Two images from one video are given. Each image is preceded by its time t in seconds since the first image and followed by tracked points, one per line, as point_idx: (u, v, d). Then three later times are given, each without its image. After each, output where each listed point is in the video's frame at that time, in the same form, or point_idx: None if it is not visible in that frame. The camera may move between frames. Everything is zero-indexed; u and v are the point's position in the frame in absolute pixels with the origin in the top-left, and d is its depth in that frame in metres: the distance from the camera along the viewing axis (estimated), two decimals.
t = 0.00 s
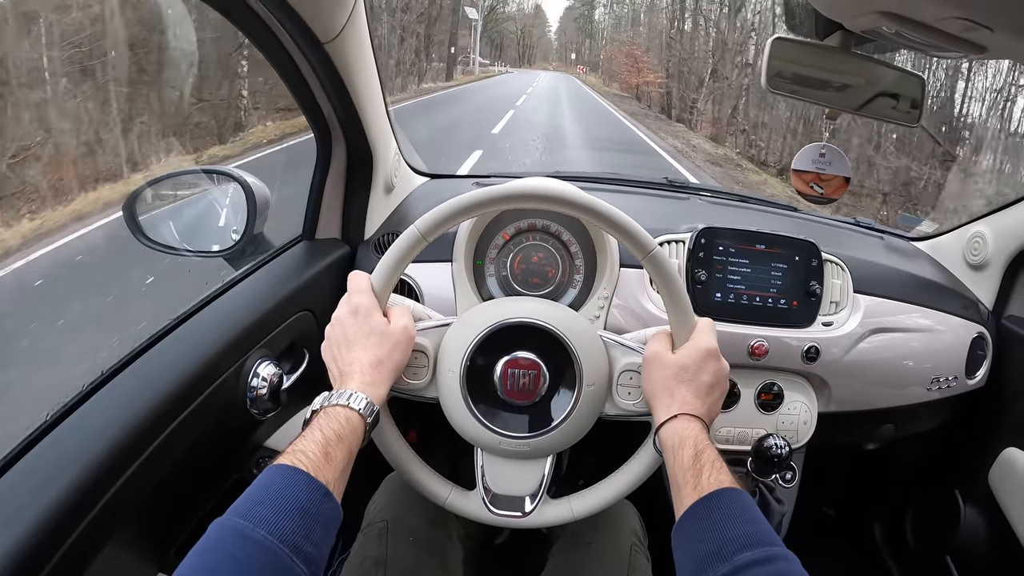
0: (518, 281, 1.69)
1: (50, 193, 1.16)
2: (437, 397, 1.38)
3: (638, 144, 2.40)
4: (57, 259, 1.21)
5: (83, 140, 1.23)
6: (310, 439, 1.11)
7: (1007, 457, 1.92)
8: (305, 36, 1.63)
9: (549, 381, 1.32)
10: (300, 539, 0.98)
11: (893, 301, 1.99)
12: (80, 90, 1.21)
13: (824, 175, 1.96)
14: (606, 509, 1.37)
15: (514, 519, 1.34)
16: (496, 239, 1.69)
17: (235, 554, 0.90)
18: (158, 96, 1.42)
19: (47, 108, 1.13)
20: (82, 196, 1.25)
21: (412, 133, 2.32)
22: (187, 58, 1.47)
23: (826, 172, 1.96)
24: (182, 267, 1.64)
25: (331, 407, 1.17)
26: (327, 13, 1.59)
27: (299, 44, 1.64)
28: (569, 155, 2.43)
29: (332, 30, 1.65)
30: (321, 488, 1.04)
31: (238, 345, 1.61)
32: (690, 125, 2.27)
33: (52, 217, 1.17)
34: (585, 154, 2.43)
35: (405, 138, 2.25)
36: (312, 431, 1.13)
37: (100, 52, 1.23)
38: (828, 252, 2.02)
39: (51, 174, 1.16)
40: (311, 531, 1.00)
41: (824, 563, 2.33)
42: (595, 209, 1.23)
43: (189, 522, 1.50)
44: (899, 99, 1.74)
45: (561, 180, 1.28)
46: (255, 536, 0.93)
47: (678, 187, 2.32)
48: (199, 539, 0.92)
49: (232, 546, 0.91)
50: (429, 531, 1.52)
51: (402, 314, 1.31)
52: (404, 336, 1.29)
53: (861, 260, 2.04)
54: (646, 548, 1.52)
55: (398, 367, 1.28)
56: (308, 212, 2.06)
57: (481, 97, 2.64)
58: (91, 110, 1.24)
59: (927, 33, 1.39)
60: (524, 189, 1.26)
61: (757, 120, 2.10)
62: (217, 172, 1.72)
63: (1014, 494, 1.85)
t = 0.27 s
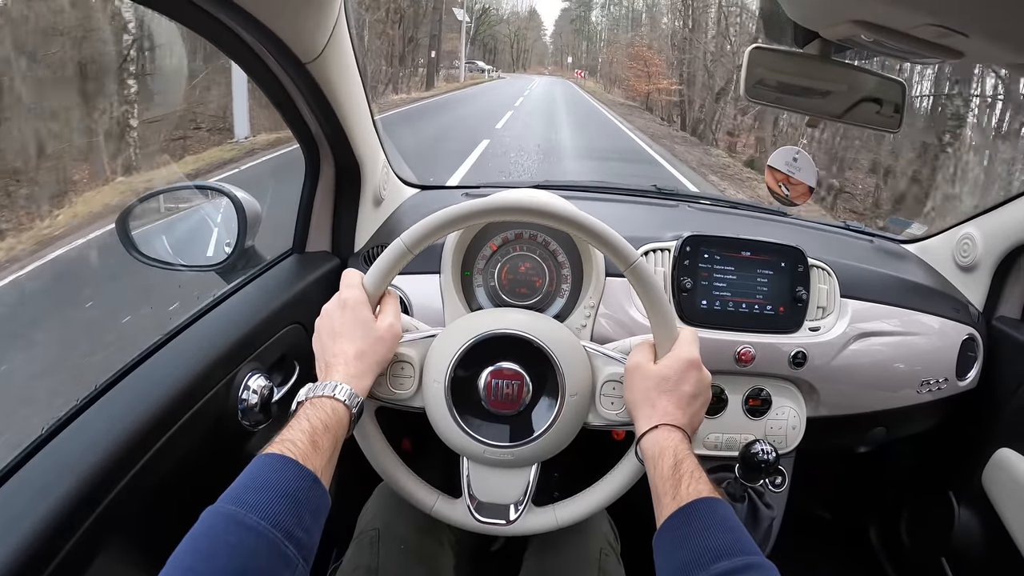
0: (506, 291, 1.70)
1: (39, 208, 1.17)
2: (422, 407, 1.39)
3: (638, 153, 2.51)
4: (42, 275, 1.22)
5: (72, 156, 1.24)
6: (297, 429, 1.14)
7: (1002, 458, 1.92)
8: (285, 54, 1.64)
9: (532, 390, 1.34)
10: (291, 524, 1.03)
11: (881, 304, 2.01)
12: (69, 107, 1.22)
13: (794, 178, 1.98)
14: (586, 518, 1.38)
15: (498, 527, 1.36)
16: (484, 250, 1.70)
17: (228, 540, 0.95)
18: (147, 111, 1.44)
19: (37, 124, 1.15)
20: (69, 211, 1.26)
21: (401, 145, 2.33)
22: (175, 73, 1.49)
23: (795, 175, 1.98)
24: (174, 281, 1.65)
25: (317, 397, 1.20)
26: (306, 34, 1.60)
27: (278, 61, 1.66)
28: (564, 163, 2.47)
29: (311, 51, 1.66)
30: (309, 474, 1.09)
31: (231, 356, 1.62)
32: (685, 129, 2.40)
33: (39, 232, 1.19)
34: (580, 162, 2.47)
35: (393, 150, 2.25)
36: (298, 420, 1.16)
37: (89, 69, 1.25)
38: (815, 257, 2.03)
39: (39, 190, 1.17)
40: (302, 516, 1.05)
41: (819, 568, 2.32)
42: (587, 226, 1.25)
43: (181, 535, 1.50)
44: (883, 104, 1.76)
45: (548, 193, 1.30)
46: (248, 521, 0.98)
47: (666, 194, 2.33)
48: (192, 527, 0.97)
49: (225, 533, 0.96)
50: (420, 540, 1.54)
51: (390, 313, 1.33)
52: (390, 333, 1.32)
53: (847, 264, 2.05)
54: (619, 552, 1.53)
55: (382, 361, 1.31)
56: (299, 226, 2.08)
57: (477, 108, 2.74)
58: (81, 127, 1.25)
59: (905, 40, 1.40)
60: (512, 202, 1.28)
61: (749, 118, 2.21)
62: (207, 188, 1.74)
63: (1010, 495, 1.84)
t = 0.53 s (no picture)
0: (500, 295, 1.70)
1: (30, 215, 1.17)
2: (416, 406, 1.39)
3: (635, 157, 2.49)
4: (36, 282, 1.21)
5: (66, 163, 1.24)
6: (290, 427, 1.14)
7: (1001, 454, 1.91)
8: (275, 59, 1.64)
9: (526, 392, 1.33)
10: (286, 524, 1.03)
11: (875, 303, 2.01)
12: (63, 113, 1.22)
13: (794, 179, 2.01)
14: (580, 522, 1.37)
15: (487, 530, 1.35)
16: (478, 253, 1.69)
17: (223, 541, 0.95)
18: (139, 116, 1.43)
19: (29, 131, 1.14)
20: (62, 217, 1.25)
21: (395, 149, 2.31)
22: (166, 78, 1.49)
23: (795, 177, 2.00)
24: (168, 287, 1.65)
25: (307, 398, 1.20)
26: (296, 38, 1.59)
27: (269, 66, 1.66)
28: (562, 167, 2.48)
29: (300, 55, 1.65)
30: (303, 473, 1.09)
31: (225, 363, 1.62)
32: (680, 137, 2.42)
33: (32, 240, 1.18)
34: (577, 165, 2.48)
35: (387, 155, 2.24)
36: (290, 420, 1.16)
37: (81, 74, 1.25)
38: (810, 256, 2.03)
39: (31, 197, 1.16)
40: (296, 515, 1.05)
41: (819, 568, 2.32)
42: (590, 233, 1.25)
43: (175, 544, 1.49)
44: (875, 102, 1.76)
45: (544, 196, 1.30)
46: (243, 522, 0.99)
47: (661, 196, 2.33)
48: (186, 528, 0.97)
49: (220, 534, 0.96)
50: (414, 545, 1.53)
51: (382, 312, 1.33)
52: (381, 334, 1.31)
53: (841, 263, 2.06)
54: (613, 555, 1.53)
55: (373, 360, 1.30)
56: (292, 231, 2.08)
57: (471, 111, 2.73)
58: (74, 135, 1.25)
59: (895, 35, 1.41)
60: (510, 206, 1.28)
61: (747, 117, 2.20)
62: (200, 195, 1.74)
63: (1009, 491, 1.83)
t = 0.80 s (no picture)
0: (497, 297, 1.69)
1: (21, 221, 1.15)
2: (412, 411, 1.37)
3: (635, 160, 2.53)
4: (26, 289, 1.20)
5: (59, 168, 1.22)
6: (284, 437, 1.12)
7: (1001, 453, 1.90)
8: (268, 61, 1.62)
9: (523, 396, 1.32)
10: (281, 534, 1.01)
11: (873, 301, 2.00)
12: (55, 118, 1.20)
13: (781, 173, 1.99)
14: (579, 527, 1.35)
15: (485, 536, 1.34)
16: (473, 256, 1.68)
17: (221, 551, 0.93)
18: (132, 120, 1.42)
19: (21, 135, 1.13)
20: (54, 223, 1.24)
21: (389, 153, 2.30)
22: (157, 82, 1.47)
23: (783, 171, 1.98)
24: (161, 293, 1.63)
25: (301, 405, 1.19)
26: (288, 38, 1.58)
27: (262, 71, 1.64)
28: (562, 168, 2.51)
29: (294, 56, 1.64)
30: (298, 484, 1.07)
31: (220, 369, 1.60)
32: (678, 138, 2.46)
33: (24, 246, 1.16)
34: (577, 167, 2.51)
35: (381, 158, 2.22)
36: (285, 429, 1.15)
37: (71, 78, 1.23)
38: (808, 256, 2.02)
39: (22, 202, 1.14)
40: (291, 526, 1.04)
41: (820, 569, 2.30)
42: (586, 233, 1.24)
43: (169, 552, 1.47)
44: (872, 101, 1.75)
45: (541, 197, 1.29)
46: (239, 533, 0.96)
47: (658, 197, 2.31)
48: (181, 542, 0.94)
49: (217, 543, 0.94)
50: (411, 551, 1.52)
51: (377, 316, 1.32)
52: (376, 339, 1.30)
53: (838, 263, 2.05)
54: (613, 559, 1.52)
55: (368, 365, 1.29)
56: (287, 235, 2.06)
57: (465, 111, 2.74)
58: (66, 140, 1.24)
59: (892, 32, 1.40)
60: (507, 207, 1.27)
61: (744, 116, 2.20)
62: (194, 201, 1.73)
63: (1012, 490, 1.82)
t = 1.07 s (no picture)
0: (493, 298, 1.67)
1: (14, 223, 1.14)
2: (408, 413, 1.36)
3: (632, 161, 2.53)
4: (19, 294, 1.18)
5: (52, 170, 1.21)
6: (278, 439, 1.12)
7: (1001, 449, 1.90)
8: (259, 61, 1.61)
9: (519, 397, 1.31)
10: (275, 537, 1.00)
11: (871, 299, 1.99)
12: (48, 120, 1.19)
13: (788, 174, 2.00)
14: (577, 528, 1.34)
15: (482, 538, 1.32)
16: (469, 257, 1.67)
17: (214, 555, 0.92)
18: (125, 121, 1.40)
19: (14, 137, 1.12)
20: (48, 227, 1.22)
21: (385, 153, 2.29)
22: (151, 84, 1.46)
23: (789, 172, 1.99)
24: (155, 296, 1.62)
25: (295, 407, 1.18)
26: (279, 38, 1.57)
27: (256, 74, 1.63)
28: (559, 168, 2.50)
29: (286, 56, 1.62)
30: (292, 485, 1.06)
31: (214, 371, 1.59)
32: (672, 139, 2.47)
33: (17, 248, 1.15)
34: (574, 167, 2.50)
35: (376, 159, 2.21)
36: (279, 431, 1.14)
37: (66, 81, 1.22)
38: (805, 253, 2.01)
39: (15, 204, 1.13)
40: (285, 528, 1.03)
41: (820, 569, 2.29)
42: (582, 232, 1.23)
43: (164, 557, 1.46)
44: (869, 96, 1.74)
45: (537, 197, 1.28)
46: (232, 537, 0.96)
47: (654, 196, 2.30)
48: (174, 546, 0.94)
49: (211, 548, 0.93)
50: (408, 552, 1.51)
51: (372, 317, 1.31)
52: (370, 340, 1.29)
53: (837, 260, 2.04)
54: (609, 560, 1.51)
55: (362, 368, 1.28)
56: (282, 237, 2.05)
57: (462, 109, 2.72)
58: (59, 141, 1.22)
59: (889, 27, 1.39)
60: (503, 207, 1.26)
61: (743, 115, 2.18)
62: (189, 203, 1.72)
63: (1012, 487, 1.81)
